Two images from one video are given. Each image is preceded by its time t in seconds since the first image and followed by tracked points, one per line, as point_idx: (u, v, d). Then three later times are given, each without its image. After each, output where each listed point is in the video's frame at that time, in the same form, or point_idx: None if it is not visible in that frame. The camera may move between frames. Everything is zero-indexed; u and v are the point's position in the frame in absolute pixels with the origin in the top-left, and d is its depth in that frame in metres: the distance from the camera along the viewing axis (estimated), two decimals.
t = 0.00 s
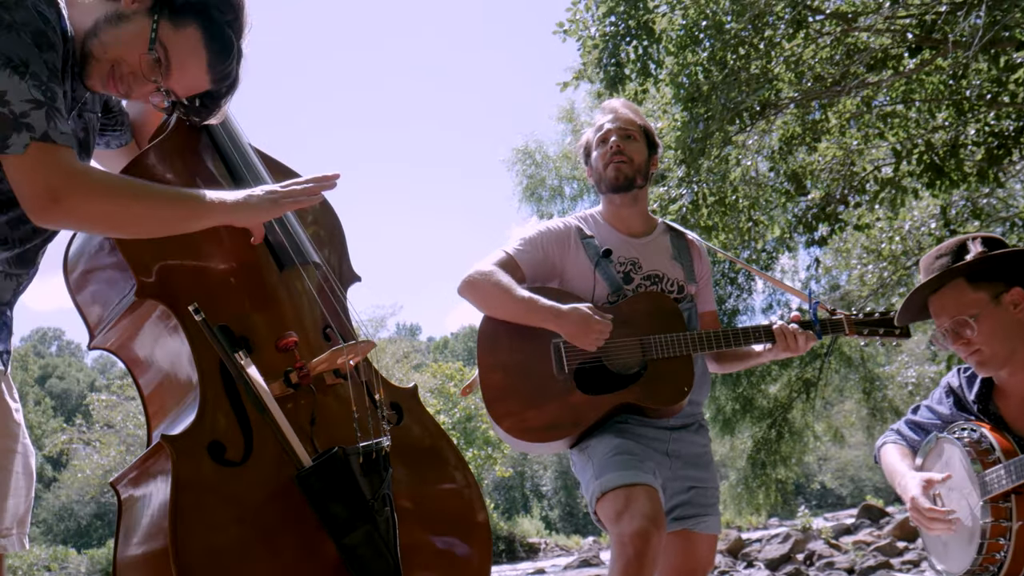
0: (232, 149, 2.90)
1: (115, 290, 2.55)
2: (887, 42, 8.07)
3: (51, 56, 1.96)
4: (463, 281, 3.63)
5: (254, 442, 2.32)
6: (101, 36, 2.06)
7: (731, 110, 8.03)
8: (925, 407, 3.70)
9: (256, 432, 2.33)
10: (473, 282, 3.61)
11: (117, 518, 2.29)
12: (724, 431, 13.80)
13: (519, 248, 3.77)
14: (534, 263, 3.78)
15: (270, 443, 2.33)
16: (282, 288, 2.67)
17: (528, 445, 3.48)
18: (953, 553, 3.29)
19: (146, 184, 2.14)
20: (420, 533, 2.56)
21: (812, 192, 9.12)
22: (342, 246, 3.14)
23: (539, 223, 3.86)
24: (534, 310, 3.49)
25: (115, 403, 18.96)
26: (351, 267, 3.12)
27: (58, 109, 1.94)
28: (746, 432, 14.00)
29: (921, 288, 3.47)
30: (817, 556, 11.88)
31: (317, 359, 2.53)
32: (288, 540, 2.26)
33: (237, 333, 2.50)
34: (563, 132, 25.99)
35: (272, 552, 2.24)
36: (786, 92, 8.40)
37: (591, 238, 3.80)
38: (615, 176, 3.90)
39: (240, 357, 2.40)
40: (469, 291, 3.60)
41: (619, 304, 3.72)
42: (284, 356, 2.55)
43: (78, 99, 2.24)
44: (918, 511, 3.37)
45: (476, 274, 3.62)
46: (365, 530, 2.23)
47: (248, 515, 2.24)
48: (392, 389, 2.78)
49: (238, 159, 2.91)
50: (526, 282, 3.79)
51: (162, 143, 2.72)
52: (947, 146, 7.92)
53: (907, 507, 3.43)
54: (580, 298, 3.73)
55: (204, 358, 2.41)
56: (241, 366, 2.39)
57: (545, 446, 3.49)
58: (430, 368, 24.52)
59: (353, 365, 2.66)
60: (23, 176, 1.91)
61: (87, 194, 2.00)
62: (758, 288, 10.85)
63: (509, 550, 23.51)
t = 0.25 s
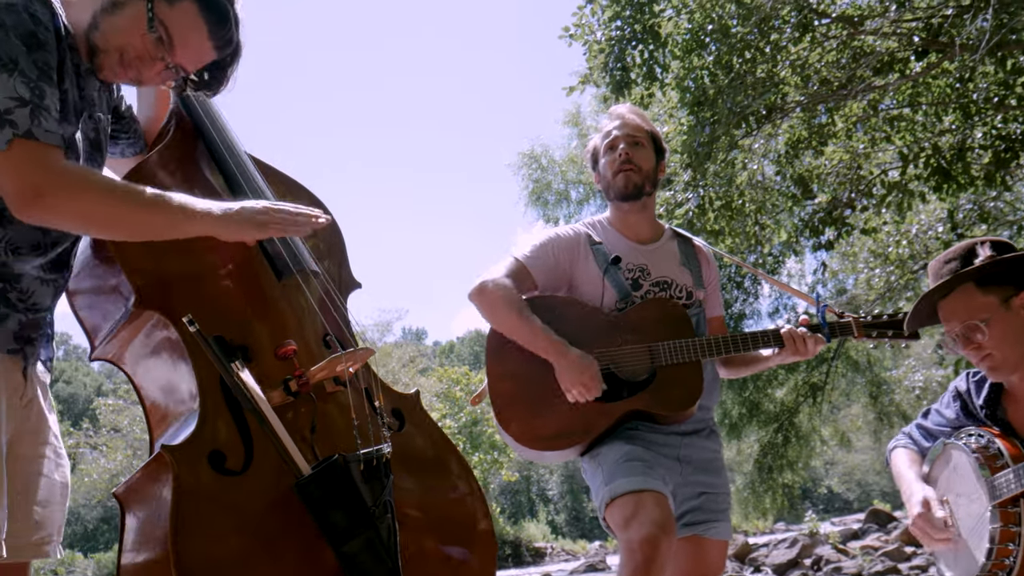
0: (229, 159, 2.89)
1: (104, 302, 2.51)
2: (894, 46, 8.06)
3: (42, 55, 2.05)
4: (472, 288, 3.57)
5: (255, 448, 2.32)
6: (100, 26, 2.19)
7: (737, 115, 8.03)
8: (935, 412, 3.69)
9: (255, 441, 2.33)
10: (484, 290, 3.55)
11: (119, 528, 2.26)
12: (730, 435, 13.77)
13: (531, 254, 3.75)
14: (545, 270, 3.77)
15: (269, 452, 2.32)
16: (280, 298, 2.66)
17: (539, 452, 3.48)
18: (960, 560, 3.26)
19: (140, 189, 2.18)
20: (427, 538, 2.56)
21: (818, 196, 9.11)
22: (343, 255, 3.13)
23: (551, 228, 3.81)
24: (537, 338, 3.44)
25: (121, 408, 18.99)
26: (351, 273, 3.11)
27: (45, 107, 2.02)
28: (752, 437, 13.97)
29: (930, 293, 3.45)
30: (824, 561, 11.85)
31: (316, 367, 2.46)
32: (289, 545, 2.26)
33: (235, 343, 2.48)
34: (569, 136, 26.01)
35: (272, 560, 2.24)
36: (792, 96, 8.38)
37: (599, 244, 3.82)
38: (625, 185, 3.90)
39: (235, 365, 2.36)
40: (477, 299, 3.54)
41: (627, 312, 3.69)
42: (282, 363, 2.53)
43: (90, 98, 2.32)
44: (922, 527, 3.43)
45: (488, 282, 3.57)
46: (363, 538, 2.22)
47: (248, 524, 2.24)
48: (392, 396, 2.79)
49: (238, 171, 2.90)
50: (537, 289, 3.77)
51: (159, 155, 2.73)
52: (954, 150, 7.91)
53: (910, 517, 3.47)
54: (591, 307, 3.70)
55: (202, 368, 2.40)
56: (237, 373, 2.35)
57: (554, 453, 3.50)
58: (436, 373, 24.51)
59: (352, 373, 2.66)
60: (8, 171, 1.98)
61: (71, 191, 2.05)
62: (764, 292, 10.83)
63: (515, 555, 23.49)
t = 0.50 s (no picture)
0: (243, 169, 2.88)
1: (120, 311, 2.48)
2: (899, 49, 8.07)
3: (36, 65, 2.12)
4: (478, 290, 3.64)
5: (268, 455, 2.32)
6: (90, 11, 2.30)
7: (743, 118, 8.04)
8: (945, 417, 3.66)
9: (269, 447, 2.33)
10: (489, 291, 3.62)
11: (132, 539, 2.19)
12: (737, 439, 13.74)
13: (534, 257, 3.78)
14: (549, 272, 3.79)
15: (283, 458, 2.33)
16: (294, 307, 2.66)
17: (549, 453, 3.46)
18: (970, 562, 3.29)
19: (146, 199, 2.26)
20: (437, 543, 2.57)
21: (824, 199, 9.09)
22: (353, 264, 3.12)
23: (559, 233, 3.87)
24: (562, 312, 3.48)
25: (128, 415, 19.04)
26: (362, 281, 3.10)
27: (46, 117, 2.08)
28: (759, 441, 13.93)
29: (948, 291, 3.43)
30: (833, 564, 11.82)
31: (328, 374, 2.48)
32: (301, 552, 2.27)
33: (248, 349, 2.50)
34: (574, 141, 26.02)
35: (284, 566, 2.25)
36: (798, 99, 8.38)
37: (605, 247, 3.82)
38: (630, 188, 3.91)
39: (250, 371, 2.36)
40: (484, 299, 3.61)
41: (636, 312, 3.68)
42: (295, 371, 2.54)
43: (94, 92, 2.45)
44: (928, 516, 3.43)
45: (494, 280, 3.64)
46: (376, 544, 2.23)
47: (261, 530, 2.25)
48: (404, 403, 2.78)
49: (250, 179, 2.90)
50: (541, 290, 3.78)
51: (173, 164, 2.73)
52: (961, 153, 7.90)
53: (918, 513, 3.46)
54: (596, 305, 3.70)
55: (217, 374, 2.41)
56: (252, 380, 2.36)
57: (565, 454, 3.48)
58: (442, 378, 24.49)
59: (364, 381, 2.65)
60: (20, 184, 2.06)
61: (79, 199, 2.12)
62: (770, 295, 10.81)
63: (522, 560, 23.43)
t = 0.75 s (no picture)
0: (265, 173, 2.85)
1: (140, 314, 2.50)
2: (904, 53, 8.07)
3: (33, 66, 2.14)
4: (487, 298, 3.60)
5: (282, 458, 2.31)
6: None
7: (748, 123, 8.05)
8: (949, 423, 3.65)
9: (283, 450, 2.32)
10: (500, 300, 3.58)
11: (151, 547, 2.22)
12: (743, 444, 13.71)
13: (544, 265, 3.77)
14: (558, 280, 3.78)
15: (298, 462, 2.32)
16: (312, 309, 2.64)
17: (555, 461, 3.46)
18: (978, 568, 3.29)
19: (168, 199, 2.24)
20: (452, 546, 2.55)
21: (830, 204, 9.09)
22: (374, 264, 3.10)
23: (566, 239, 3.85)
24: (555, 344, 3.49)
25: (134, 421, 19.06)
26: (383, 283, 3.09)
27: (51, 114, 2.10)
28: (765, 446, 13.90)
29: (958, 297, 3.44)
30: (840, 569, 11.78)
31: (343, 380, 2.42)
32: (313, 556, 2.26)
33: (264, 352, 2.49)
34: (579, 146, 26.05)
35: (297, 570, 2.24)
36: (802, 104, 8.38)
37: (613, 254, 3.82)
38: (641, 211, 3.89)
39: (263, 375, 2.35)
40: (492, 308, 3.58)
41: (642, 317, 3.71)
42: (311, 375, 2.53)
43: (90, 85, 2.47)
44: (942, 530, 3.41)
45: (503, 291, 3.61)
46: (389, 549, 2.23)
47: (276, 534, 2.24)
48: (419, 407, 2.75)
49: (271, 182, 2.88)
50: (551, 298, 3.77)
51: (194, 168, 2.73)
52: (966, 156, 7.90)
53: (930, 526, 3.46)
54: (602, 315, 3.71)
55: (232, 375, 2.40)
56: (265, 384, 2.34)
57: (571, 463, 3.46)
58: (447, 383, 24.48)
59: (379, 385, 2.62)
60: (36, 177, 2.08)
61: (99, 195, 2.14)
62: (776, 299, 10.80)
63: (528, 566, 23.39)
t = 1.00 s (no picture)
0: (271, 178, 2.86)
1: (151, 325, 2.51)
2: (907, 56, 8.07)
3: (25, 78, 2.15)
4: (490, 305, 3.62)
5: (290, 464, 2.31)
6: None
7: (751, 127, 8.05)
8: (956, 424, 3.65)
9: (290, 457, 2.32)
10: (501, 307, 3.61)
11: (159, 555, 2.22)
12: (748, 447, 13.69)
13: (546, 270, 3.79)
14: (559, 285, 3.78)
15: (305, 468, 2.32)
16: (320, 314, 2.64)
17: (560, 465, 3.45)
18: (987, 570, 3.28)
19: (171, 213, 2.24)
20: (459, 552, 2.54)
21: (833, 207, 9.08)
22: (382, 270, 3.10)
23: (563, 246, 3.88)
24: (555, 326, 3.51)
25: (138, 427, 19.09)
26: (390, 288, 3.08)
27: (47, 125, 2.11)
28: (770, 449, 13.88)
29: (968, 291, 3.53)
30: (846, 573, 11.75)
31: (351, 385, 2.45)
32: (320, 563, 2.25)
33: (271, 359, 2.49)
34: (582, 150, 26.05)
35: None
36: (805, 107, 8.38)
37: (613, 259, 3.81)
38: (640, 198, 3.91)
39: (272, 380, 2.37)
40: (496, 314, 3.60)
41: (645, 320, 3.69)
42: (319, 381, 2.52)
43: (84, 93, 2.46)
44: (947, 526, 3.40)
45: (506, 297, 3.63)
46: (395, 555, 2.22)
47: (284, 540, 2.23)
48: (426, 412, 2.76)
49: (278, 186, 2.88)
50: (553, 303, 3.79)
51: (205, 176, 2.73)
52: (969, 159, 7.89)
53: (936, 522, 3.44)
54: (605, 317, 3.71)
55: (240, 383, 2.40)
56: (273, 389, 2.36)
57: (576, 466, 3.45)
58: (451, 388, 24.48)
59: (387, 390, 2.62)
60: (41, 188, 2.09)
61: (104, 207, 2.14)
62: (780, 302, 10.80)
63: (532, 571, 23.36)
